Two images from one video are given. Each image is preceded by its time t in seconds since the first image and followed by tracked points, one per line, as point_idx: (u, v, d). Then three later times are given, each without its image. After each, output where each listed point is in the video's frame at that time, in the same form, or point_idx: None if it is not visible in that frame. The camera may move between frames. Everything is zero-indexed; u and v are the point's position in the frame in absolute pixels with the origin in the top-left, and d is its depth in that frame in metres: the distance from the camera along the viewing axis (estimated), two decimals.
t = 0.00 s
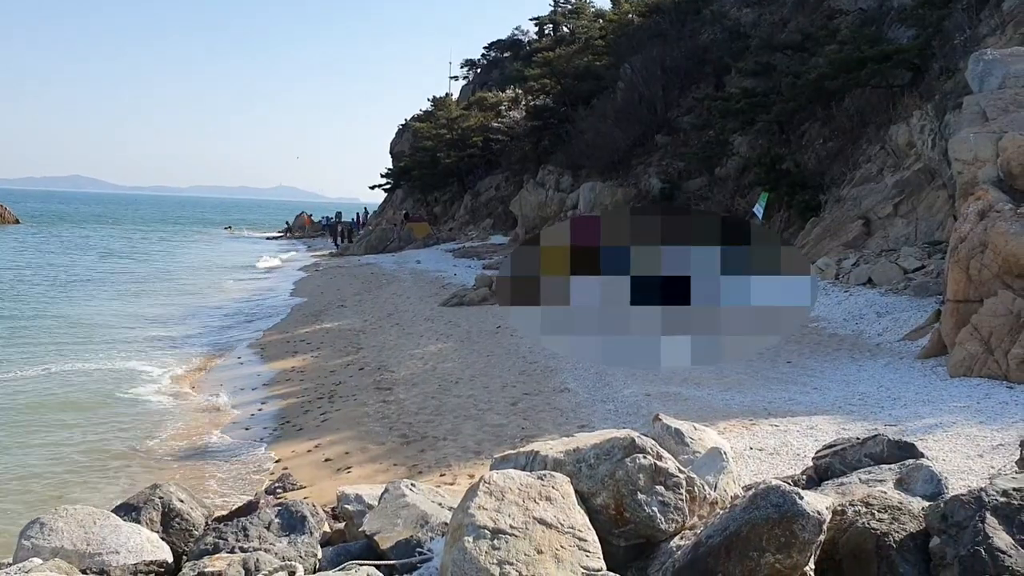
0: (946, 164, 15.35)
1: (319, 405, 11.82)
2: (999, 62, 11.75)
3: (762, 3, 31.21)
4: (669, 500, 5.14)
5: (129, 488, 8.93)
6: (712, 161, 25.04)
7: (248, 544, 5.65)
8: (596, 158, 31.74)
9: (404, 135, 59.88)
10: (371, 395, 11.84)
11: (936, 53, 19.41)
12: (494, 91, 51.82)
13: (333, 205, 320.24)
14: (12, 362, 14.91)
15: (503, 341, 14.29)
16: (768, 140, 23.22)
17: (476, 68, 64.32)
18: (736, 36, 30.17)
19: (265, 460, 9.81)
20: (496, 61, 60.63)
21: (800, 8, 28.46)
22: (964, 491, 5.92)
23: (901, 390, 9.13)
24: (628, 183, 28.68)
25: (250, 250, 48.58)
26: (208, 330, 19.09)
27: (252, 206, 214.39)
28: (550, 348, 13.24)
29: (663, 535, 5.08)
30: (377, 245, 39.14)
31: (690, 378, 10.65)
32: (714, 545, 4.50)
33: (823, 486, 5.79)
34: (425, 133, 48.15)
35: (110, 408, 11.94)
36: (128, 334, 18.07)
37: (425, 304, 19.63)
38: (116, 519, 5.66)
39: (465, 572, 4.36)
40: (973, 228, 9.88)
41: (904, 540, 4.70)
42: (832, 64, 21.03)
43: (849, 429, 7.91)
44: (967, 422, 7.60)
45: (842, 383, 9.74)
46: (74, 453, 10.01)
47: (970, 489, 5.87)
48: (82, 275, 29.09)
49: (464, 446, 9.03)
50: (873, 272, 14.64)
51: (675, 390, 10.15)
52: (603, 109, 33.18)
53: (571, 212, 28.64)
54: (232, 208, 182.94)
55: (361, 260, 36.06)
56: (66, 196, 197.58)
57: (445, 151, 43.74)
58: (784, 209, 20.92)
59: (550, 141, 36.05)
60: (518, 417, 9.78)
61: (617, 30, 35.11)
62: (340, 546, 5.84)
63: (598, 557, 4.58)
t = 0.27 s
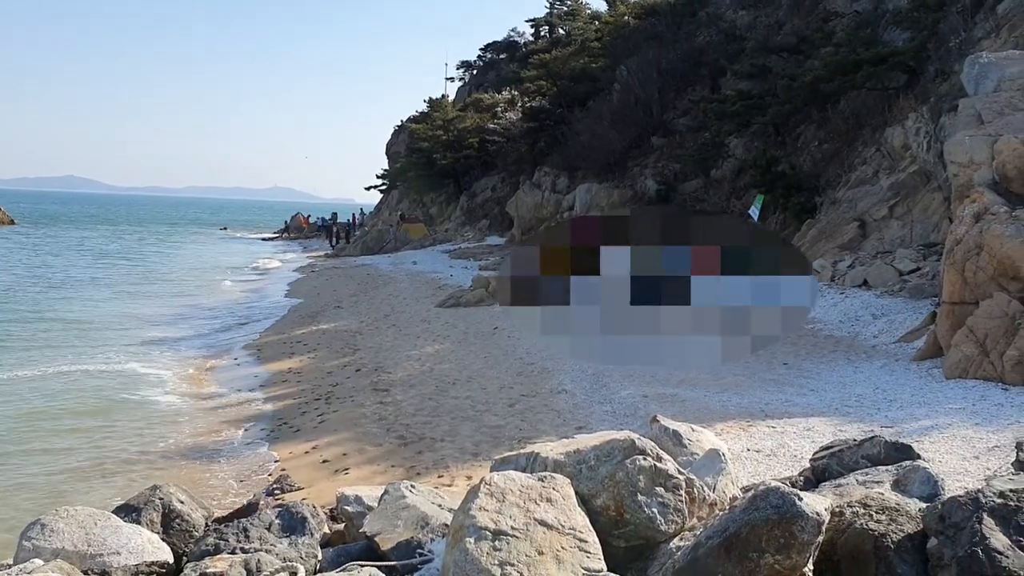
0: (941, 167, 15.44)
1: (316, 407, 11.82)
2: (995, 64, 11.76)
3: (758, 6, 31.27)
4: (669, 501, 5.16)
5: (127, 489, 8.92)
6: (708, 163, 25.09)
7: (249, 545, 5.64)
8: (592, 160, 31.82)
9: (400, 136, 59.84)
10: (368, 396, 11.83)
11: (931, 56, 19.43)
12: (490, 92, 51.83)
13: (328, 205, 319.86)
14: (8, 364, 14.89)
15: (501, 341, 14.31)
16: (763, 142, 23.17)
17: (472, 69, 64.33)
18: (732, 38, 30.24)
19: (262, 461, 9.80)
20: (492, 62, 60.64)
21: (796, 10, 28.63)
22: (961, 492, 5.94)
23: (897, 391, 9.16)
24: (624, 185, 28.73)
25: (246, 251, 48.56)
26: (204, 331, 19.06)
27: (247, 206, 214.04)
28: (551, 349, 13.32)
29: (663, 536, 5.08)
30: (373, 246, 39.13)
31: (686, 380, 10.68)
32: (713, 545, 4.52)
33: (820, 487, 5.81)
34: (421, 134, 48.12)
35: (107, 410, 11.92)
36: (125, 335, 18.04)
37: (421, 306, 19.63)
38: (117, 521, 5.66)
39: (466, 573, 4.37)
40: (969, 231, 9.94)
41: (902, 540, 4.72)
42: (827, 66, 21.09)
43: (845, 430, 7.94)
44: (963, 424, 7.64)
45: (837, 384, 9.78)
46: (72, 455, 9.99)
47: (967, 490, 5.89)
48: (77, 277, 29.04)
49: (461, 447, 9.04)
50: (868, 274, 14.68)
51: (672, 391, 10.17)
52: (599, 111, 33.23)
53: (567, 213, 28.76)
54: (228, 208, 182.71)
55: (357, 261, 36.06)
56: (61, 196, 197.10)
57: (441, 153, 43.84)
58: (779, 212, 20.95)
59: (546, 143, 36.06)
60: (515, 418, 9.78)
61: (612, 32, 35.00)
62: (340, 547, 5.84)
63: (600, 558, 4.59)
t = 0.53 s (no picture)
0: (924, 168, 15.61)
1: (303, 408, 11.79)
2: (977, 67, 11.84)
3: (743, 8, 31.45)
4: (658, 500, 5.19)
5: (114, 491, 8.88)
6: (693, 164, 25.19)
7: (240, 546, 5.63)
8: (579, 161, 31.97)
9: (386, 136, 59.74)
10: (356, 397, 11.82)
11: (914, 59, 19.60)
12: (476, 93, 51.85)
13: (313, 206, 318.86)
14: None
15: (489, 342, 14.34)
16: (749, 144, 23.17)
17: (458, 70, 64.29)
18: (717, 40, 30.41)
19: (251, 462, 9.79)
20: (478, 63, 60.65)
21: (780, 12, 28.91)
22: (945, 491, 6.01)
23: (881, 391, 9.26)
24: (610, 186, 28.83)
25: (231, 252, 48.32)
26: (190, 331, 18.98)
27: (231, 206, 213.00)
28: (549, 348, 13.23)
29: (652, 535, 5.12)
30: (359, 246, 39.06)
31: (674, 380, 10.74)
32: (702, 544, 4.56)
33: (807, 486, 5.86)
34: (407, 134, 48.06)
35: (93, 412, 11.84)
36: (110, 336, 17.94)
37: (408, 306, 19.62)
38: (107, 523, 5.64)
39: (458, 573, 4.39)
40: (952, 232, 10.04)
41: (888, 538, 4.78)
42: (812, 69, 21.31)
43: (831, 430, 8.02)
44: (947, 423, 7.73)
45: (821, 384, 9.87)
46: (57, 457, 9.93)
47: (951, 488, 5.97)
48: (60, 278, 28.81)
49: (450, 448, 9.05)
50: (853, 275, 14.80)
51: (659, 391, 10.22)
52: (585, 112, 33.32)
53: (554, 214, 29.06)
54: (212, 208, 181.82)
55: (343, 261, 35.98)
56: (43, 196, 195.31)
57: (428, 153, 44.07)
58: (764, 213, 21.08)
59: (533, 143, 36.10)
60: (503, 418, 9.81)
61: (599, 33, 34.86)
62: (331, 548, 5.85)
63: (590, 557, 4.62)
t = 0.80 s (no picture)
0: (897, 167, 15.82)
1: (281, 407, 11.73)
2: (948, 68, 12.12)
3: (719, 8, 31.66)
4: (638, 496, 5.25)
5: (90, 493, 8.79)
6: (670, 163, 25.32)
7: (220, 545, 5.61)
8: (556, 159, 32.13)
9: (363, 135, 59.44)
10: (334, 397, 11.77)
11: (887, 59, 19.83)
12: (453, 91, 51.79)
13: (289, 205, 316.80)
14: None
15: (467, 341, 14.34)
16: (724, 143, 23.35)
17: (435, 68, 64.12)
18: (693, 39, 30.60)
19: (229, 462, 9.72)
20: (455, 61, 60.54)
21: (755, 12, 29.19)
22: (919, 484, 6.12)
23: (855, 387, 9.40)
24: (587, 185, 28.95)
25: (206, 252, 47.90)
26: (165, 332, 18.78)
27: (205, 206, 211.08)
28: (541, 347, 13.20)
29: (632, 529, 5.17)
30: (336, 246, 38.85)
31: (652, 377, 10.81)
32: (682, 538, 4.63)
33: (783, 481, 5.93)
34: (384, 133, 47.83)
35: (66, 413, 11.69)
36: (83, 337, 17.71)
37: (386, 305, 19.56)
38: (85, 522, 5.59)
39: (440, 569, 4.40)
40: (924, 230, 10.28)
41: (863, 531, 4.87)
42: (787, 68, 21.51)
43: (806, 426, 8.12)
44: (920, 419, 7.86)
45: (797, 381, 10.01)
46: (30, 459, 9.81)
47: (924, 482, 6.07)
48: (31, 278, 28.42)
49: (429, 447, 9.05)
50: (827, 273, 14.98)
51: (638, 389, 10.29)
52: (562, 111, 33.41)
53: (531, 213, 29.58)
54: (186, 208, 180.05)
55: (319, 260, 35.81)
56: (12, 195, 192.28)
57: (406, 152, 44.31)
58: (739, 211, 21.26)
59: (510, 142, 36.08)
60: (483, 417, 9.82)
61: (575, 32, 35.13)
62: (310, 546, 5.84)
63: (571, 552, 4.66)
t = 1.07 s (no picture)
0: (885, 167, 15.90)
1: (271, 408, 11.69)
2: (936, 69, 12.17)
3: (707, 9, 31.77)
4: (629, 496, 5.26)
5: (79, 495, 8.74)
6: (659, 163, 25.36)
7: (211, 547, 5.59)
8: (546, 160, 32.15)
9: (352, 135, 59.32)
10: (323, 397, 11.75)
11: (874, 60, 19.98)
12: (442, 92, 51.78)
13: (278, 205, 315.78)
14: None
15: (457, 341, 14.33)
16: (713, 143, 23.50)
17: (424, 69, 64.06)
18: (682, 40, 30.69)
19: (219, 463, 9.68)
20: (444, 62, 60.50)
21: (744, 13, 29.33)
22: (907, 483, 6.16)
23: (844, 386, 9.45)
24: (577, 185, 28.99)
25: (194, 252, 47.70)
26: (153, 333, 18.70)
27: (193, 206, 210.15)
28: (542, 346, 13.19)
29: (623, 529, 5.19)
30: (325, 246, 38.77)
31: (642, 377, 10.84)
32: (672, 538, 4.64)
33: (773, 480, 5.95)
34: (373, 134, 47.77)
35: (53, 415, 11.62)
36: (70, 338, 17.61)
37: (376, 306, 19.53)
38: (75, 524, 5.57)
39: (432, 570, 4.40)
40: (912, 230, 10.34)
41: (853, 530, 4.90)
42: (775, 69, 21.61)
43: (796, 425, 8.15)
44: (909, 418, 7.91)
45: (787, 380, 10.06)
46: (18, 461, 9.75)
47: (912, 481, 6.11)
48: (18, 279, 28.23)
49: (420, 447, 9.04)
50: (815, 273, 15.05)
51: (628, 389, 10.31)
52: (551, 112, 33.44)
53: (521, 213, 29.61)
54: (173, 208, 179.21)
55: (309, 261, 35.71)
56: None
57: (395, 152, 44.25)
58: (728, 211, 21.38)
59: (500, 143, 36.09)
60: (473, 417, 9.82)
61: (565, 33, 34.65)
62: (302, 548, 5.82)
63: (562, 552, 4.67)
